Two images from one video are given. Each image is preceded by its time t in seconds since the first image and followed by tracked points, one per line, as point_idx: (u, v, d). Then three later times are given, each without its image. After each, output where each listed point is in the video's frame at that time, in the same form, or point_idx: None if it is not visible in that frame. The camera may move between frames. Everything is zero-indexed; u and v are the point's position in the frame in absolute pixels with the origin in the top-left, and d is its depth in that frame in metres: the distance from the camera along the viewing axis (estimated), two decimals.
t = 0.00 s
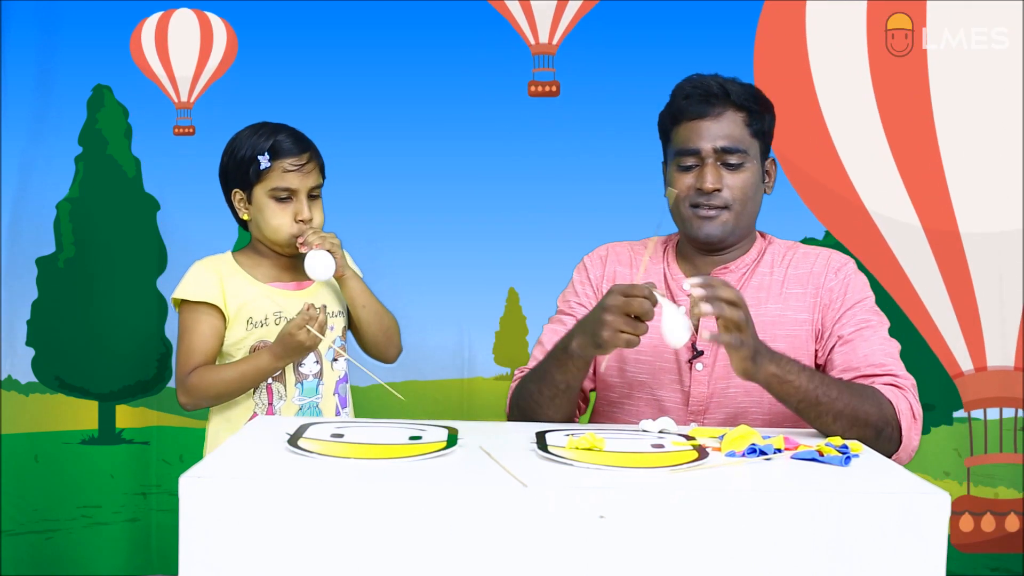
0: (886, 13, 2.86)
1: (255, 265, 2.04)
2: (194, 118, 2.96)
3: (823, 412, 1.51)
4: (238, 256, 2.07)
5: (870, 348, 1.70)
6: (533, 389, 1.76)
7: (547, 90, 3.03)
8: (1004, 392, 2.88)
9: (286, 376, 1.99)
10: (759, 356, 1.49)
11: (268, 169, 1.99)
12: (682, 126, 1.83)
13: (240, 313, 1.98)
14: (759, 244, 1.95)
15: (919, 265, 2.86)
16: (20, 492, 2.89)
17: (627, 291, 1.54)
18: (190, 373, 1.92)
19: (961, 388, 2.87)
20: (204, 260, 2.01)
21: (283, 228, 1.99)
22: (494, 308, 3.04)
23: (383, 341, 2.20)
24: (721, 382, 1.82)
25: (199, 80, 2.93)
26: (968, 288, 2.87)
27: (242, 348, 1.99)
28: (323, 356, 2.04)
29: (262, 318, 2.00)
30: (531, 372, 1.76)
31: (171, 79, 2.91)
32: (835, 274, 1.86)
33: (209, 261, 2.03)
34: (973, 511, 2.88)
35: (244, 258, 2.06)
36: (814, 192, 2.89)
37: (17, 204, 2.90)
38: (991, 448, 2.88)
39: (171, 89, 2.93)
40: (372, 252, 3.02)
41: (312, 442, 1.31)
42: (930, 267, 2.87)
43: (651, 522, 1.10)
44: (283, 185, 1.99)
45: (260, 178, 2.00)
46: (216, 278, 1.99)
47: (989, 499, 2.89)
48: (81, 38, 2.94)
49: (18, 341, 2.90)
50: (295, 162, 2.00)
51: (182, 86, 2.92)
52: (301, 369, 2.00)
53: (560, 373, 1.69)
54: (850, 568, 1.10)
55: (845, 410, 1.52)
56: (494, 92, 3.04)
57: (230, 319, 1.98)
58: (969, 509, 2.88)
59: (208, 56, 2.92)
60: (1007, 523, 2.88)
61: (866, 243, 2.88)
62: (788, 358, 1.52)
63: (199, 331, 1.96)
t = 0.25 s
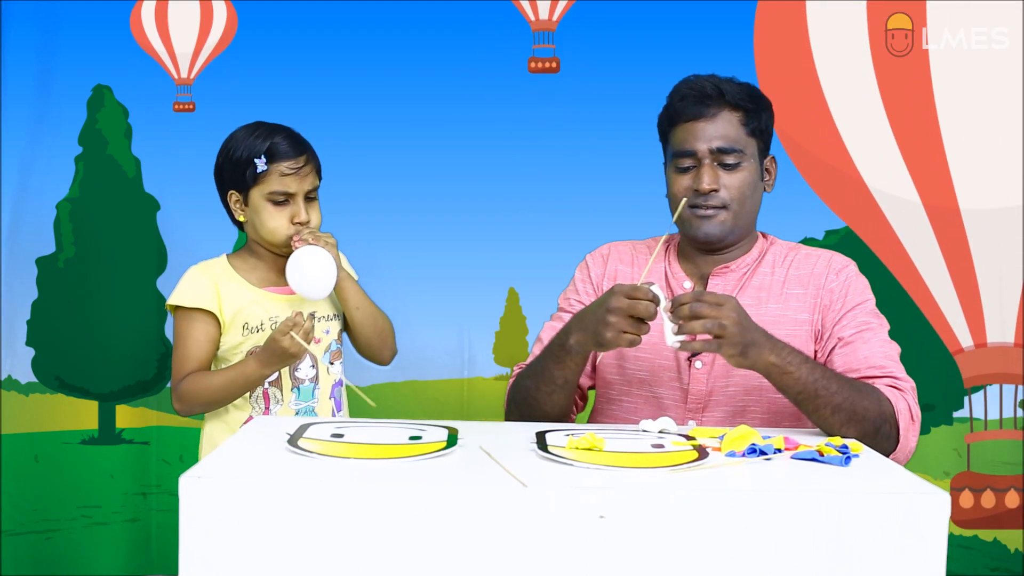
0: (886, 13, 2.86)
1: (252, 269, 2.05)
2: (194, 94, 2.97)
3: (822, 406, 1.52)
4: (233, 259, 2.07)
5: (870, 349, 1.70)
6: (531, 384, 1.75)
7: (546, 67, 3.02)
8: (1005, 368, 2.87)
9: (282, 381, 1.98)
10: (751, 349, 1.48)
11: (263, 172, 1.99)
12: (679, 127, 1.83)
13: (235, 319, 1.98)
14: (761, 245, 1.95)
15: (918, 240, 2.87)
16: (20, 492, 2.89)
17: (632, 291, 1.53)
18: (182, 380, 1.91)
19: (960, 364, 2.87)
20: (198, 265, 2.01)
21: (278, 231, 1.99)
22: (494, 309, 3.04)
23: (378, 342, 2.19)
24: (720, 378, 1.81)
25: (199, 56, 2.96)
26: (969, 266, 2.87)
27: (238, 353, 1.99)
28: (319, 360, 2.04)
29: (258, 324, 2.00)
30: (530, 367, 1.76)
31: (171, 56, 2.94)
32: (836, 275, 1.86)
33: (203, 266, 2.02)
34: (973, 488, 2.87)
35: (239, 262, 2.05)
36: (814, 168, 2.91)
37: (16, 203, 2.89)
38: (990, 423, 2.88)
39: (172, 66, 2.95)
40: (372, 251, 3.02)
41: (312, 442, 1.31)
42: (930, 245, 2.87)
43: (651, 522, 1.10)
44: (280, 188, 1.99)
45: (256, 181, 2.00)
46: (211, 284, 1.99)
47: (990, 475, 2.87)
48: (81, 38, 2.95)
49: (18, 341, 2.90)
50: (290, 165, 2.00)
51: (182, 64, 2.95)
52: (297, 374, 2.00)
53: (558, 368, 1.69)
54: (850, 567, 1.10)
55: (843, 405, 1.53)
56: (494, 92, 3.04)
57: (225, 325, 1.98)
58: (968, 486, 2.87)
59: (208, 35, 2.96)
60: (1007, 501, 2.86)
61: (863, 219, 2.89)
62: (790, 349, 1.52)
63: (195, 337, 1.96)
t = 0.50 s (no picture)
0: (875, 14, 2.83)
1: (247, 273, 2.04)
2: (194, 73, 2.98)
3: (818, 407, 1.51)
4: (228, 263, 2.07)
5: (870, 349, 1.70)
6: (538, 394, 1.78)
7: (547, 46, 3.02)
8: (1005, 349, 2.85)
9: (280, 386, 1.99)
10: (744, 355, 1.48)
11: (258, 174, 1.99)
12: (678, 128, 1.83)
13: (229, 326, 1.98)
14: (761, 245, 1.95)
15: (917, 220, 2.85)
16: (20, 492, 2.88)
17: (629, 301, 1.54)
18: (177, 389, 1.92)
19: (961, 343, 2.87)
20: (193, 272, 2.02)
21: (273, 232, 1.99)
22: (494, 309, 3.04)
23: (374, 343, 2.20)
24: (719, 379, 1.81)
25: (199, 35, 2.97)
26: (968, 243, 2.83)
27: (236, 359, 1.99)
28: (315, 365, 2.05)
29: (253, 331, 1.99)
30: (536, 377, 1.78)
31: (171, 36, 2.95)
32: (835, 274, 1.86)
33: (198, 272, 2.03)
34: (973, 467, 2.88)
35: (234, 267, 2.05)
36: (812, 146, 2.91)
37: (16, 203, 2.89)
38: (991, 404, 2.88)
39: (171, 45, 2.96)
40: (372, 251, 3.02)
41: (312, 442, 1.31)
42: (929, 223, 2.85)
43: (651, 522, 1.10)
44: (274, 190, 1.99)
45: (250, 183, 2.00)
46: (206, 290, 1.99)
47: (990, 454, 2.88)
48: (82, 39, 2.95)
49: (18, 341, 2.90)
50: (285, 167, 2.00)
51: (182, 43, 2.97)
52: (294, 378, 2.01)
53: (566, 379, 1.72)
54: (850, 567, 1.10)
55: (841, 405, 1.53)
56: (493, 92, 3.04)
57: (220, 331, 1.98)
58: (969, 465, 2.88)
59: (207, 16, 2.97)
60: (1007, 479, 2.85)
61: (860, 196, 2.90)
62: (785, 351, 1.52)
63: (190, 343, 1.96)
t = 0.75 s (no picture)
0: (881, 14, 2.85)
1: (247, 273, 2.05)
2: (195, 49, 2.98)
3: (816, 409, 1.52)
4: (230, 261, 2.07)
5: (869, 348, 1.70)
6: (540, 396, 1.78)
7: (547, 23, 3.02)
8: (1005, 324, 2.87)
9: (277, 386, 1.98)
10: (738, 362, 1.48)
11: (257, 171, 1.99)
12: (674, 129, 1.83)
13: (229, 326, 1.99)
14: (760, 244, 1.95)
15: (917, 197, 2.87)
16: (20, 492, 2.88)
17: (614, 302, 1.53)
18: (187, 387, 1.90)
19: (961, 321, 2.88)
20: (194, 270, 2.01)
21: (273, 227, 1.99)
22: (494, 309, 3.04)
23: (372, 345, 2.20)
24: (717, 379, 1.81)
25: (199, 12, 2.96)
26: (968, 219, 2.84)
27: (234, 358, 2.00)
28: (311, 366, 2.05)
29: (252, 330, 2.00)
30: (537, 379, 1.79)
31: (171, 12, 2.95)
32: (832, 274, 1.85)
33: (199, 271, 2.02)
34: (974, 443, 2.89)
35: (234, 266, 2.05)
36: (812, 122, 2.93)
37: (17, 203, 2.89)
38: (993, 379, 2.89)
39: (171, 21, 2.96)
40: (372, 251, 3.02)
41: (312, 442, 1.31)
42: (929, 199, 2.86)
43: (651, 522, 1.10)
44: (274, 187, 1.99)
45: (249, 180, 2.00)
46: (210, 289, 1.98)
47: (991, 431, 2.89)
48: (82, 39, 2.95)
49: (18, 341, 2.90)
50: (285, 163, 2.00)
51: (182, 19, 2.96)
52: (292, 378, 2.01)
53: (567, 381, 1.72)
54: (850, 566, 1.10)
55: (839, 406, 1.53)
56: (493, 91, 3.04)
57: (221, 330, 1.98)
58: (969, 441, 2.89)
59: None
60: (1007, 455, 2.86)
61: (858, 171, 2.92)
62: (782, 353, 1.52)
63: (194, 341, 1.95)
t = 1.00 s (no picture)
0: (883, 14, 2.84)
1: (250, 267, 2.04)
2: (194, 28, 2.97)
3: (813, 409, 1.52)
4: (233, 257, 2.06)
5: (868, 347, 1.69)
6: (539, 394, 1.78)
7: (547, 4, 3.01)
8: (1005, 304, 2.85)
9: (280, 381, 1.99)
10: (734, 365, 1.48)
11: (256, 163, 1.99)
12: (670, 129, 1.83)
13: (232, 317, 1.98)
14: (758, 244, 1.95)
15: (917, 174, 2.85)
16: (20, 492, 2.88)
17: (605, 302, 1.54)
18: (196, 377, 1.89)
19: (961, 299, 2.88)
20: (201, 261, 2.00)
21: (274, 217, 1.99)
22: (494, 309, 3.04)
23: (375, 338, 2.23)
24: (715, 379, 1.81)
25: None
26: (969, 199, 2.78)
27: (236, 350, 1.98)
28: (315, 361, 2.05)
29: (254, 322, 1.99)
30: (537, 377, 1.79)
31: None
32: (830, 273, 1.85)
33: (205, 262, 2.01)
34: (974, 423, 2.88)
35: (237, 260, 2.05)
36: (812, 101, 2.94)
37: (17, 203, 2.88)
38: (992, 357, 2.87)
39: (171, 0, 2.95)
40: (371, 251, 3.02)
41: (312, 442, 1.31)
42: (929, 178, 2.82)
43: (651, 522, 1.10)
44: (272, 177, 1.99)
45: (248, 175, 2.00)
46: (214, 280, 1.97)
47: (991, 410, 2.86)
48: (82, 39, 2.94)
49: (18, 341, 2.90)
50: (282, 154, 2.00)
51: None
52: (294, 373, 2.01)
53: (567, 378, 1.72)
54: (850, 566, 1.10)
55: (836, 406, 1.53)
56: (493, 91, 3.04)
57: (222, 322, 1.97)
58: (969, 421, 2.88)
59: None
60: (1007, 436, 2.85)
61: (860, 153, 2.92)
62: (779, 353, 1.52)
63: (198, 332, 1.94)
